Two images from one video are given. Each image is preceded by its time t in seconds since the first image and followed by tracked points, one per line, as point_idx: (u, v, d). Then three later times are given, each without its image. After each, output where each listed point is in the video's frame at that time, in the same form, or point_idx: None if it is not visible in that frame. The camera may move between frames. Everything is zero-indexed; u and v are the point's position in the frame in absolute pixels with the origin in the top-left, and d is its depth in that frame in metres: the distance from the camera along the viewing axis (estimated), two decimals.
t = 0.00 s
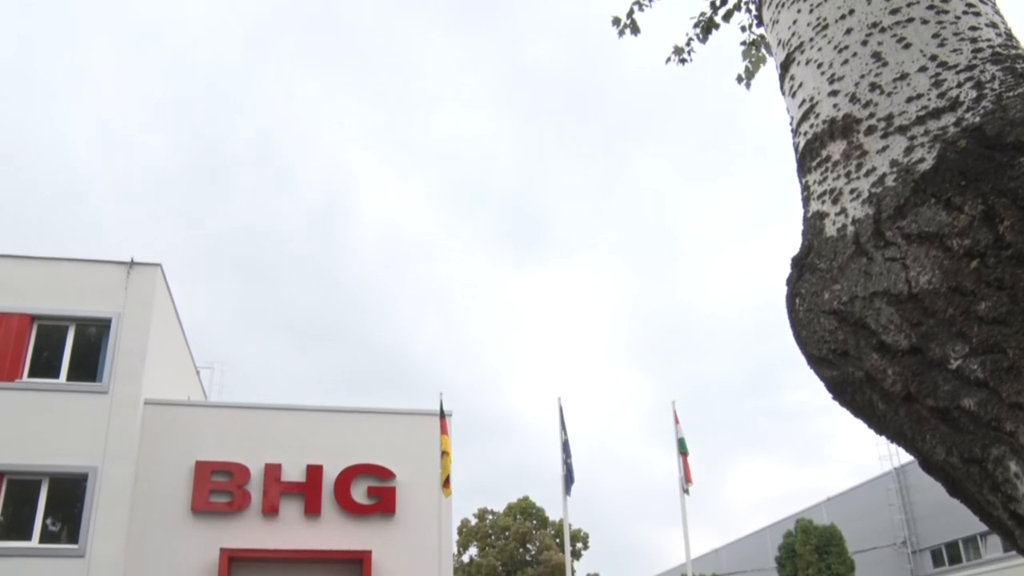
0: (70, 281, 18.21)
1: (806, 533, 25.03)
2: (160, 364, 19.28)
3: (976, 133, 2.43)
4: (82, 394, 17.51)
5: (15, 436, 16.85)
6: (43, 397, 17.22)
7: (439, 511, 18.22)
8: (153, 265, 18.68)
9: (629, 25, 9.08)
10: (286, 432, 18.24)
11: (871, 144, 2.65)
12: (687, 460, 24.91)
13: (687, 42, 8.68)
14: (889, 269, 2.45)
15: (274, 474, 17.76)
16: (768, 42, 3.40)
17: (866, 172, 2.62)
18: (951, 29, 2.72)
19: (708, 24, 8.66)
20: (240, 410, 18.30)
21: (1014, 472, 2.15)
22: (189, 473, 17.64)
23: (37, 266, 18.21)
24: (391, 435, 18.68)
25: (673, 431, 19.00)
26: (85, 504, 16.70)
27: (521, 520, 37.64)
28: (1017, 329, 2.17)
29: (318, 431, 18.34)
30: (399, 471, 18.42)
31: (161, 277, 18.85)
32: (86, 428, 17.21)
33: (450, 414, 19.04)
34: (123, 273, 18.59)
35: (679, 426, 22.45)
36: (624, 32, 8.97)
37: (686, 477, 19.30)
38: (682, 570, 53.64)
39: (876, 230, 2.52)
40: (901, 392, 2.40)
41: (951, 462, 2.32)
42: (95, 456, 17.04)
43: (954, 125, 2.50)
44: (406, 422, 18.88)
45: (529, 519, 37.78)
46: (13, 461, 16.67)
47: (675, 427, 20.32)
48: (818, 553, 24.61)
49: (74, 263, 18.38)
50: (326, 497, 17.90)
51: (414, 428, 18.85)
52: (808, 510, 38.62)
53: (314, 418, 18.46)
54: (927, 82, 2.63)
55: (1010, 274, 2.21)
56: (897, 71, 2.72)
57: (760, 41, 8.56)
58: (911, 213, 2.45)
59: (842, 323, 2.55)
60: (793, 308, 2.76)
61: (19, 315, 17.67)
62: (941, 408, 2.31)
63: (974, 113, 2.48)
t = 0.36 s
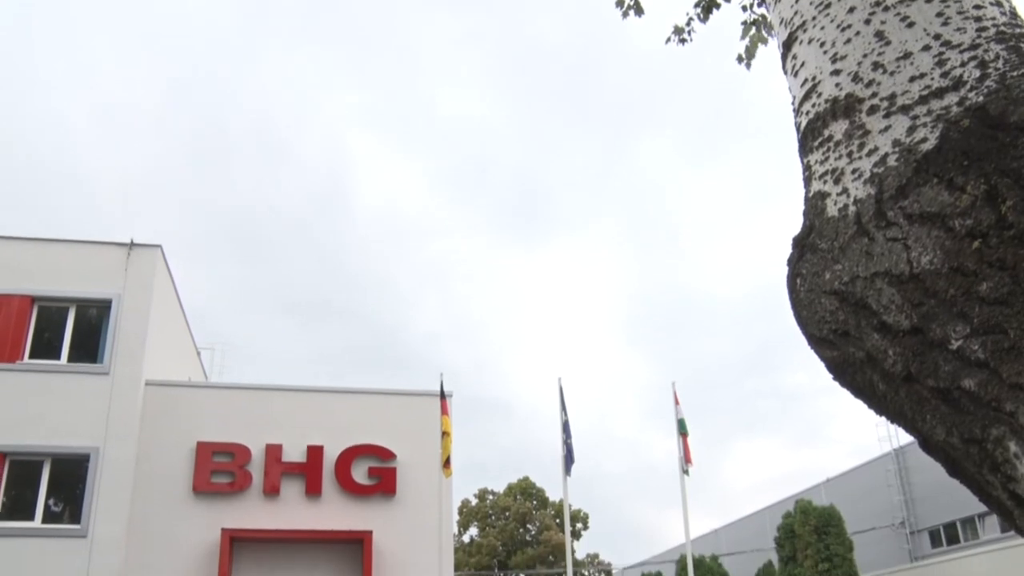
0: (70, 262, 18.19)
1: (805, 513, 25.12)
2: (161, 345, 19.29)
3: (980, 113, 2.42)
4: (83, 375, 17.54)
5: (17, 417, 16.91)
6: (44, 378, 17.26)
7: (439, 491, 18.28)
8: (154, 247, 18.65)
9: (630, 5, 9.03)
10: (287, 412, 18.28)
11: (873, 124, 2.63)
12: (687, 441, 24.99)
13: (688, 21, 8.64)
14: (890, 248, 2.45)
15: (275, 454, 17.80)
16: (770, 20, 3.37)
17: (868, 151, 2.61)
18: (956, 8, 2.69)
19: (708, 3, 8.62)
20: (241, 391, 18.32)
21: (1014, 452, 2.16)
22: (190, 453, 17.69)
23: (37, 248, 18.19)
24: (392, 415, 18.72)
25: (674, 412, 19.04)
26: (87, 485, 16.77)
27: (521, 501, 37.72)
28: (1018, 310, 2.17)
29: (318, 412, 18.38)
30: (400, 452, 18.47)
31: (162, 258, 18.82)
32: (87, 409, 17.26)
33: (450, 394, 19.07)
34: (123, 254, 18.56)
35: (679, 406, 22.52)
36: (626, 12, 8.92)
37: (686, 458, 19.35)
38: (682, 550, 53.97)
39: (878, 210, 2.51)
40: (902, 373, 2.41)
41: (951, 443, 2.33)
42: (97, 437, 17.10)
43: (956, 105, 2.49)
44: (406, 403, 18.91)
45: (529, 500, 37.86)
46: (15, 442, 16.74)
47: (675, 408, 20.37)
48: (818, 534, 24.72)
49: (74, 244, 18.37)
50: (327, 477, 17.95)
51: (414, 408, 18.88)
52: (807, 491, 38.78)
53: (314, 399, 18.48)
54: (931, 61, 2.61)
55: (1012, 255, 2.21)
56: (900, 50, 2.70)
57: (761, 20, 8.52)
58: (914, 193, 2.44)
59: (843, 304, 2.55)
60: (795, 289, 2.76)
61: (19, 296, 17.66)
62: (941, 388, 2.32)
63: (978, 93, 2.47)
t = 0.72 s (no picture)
0: (69, 243, 18.17)
1: (804, 494, 25.22)
2: (161, 325, 19.31)
3: (982, 92, 2.41)
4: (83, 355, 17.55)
5: (17, 397, 16.96)
6: (43, 359, 17.29)
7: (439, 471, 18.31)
8: (154, 227, 18.61)
9: None
10: (286, 393, 18.30)
11: (875, 103, 2.62)
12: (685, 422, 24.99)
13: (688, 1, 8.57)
14: (891, 228, 2.44)
15: (276, 434, 17.84)
16: None
17: (870, 131, 2.60)
18: None
19: None
20: (241, 371, 18.34)
21: (1014, 432, 2.17)
22: (191, 433, 17.74)
23: (37, 228, 18.16)
24: (391, 396, 18.73)
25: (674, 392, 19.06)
26: (89, 465, 16.84)
27: (521, 480, 37.92)
28: (1019, 290, 2.18)
29: (318, 392, 18.40)
30: (400, 432, 18.50)
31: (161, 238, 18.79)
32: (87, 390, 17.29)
33: (450, 373, 19.09)
34: (123, 235, 18.53)
35: (679, 387, 22.56)
36: None
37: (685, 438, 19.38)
38: (681, 529, 54.26)
39: (879, 188, 2.51)
40: (902, 352, 2.41)
41: (951, 422, 2.34)
42: (98, 417, 17.16)
43: (960, 84, 2.47)
44: (406, 383, 18.92)
45: (529, 479, 38.06)
46: (15, 422, 16.79)
47: (675, 387, 20.40)
48: (816, 514, 24.84)
49: (73, 225, 18.33)
50: (327, 457, 18.00)
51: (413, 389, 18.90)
52: (806, 471, 38.95)
53: (314, 379, 18.50)
54: (933, 39, 2.59)
55: (1014, 234, 2.22)
56: (903, 29, 2.67)
57: None
58: (915, 171, 2.43)
59: (844, 283, 2.55)
60: (795, 269, 2.75)
61: (18, 277, 17.65)
62: (941, 367, 2.32)
63: (981, 72, 2.45)
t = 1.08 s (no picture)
0: (68, 224, 18.14)
1: (802, 475, 25.28)
2: (161, 307, 19.31)
3: (985, 72, 2.40)
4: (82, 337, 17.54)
5: (17, 379, 17.00)
6: (43, 340, 17.30)
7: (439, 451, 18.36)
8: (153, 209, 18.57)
9: None
10: (286, 374, 18.32)
11: (877, 83, 2.60)
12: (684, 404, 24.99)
13: None
14: (893, 209, 2.45)
15: (276, 415, 17.86)
16: None
17: (872, 110, 2.59)
18: None
19: None
20: (241, 352, 18.34)
21: (1014, 413, 2.19)
22: (191, 414, 17.78)
23: (36, 210, 18.12)
24: (390, 377, 18.74)
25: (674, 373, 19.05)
26: (89, 446, 16.90)
27: (521, 461, 38.02)
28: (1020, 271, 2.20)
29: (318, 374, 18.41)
30: (400, 412, 18.52)
31: (161, 219, 18.75)
32: (87, 372, 17.32)
33: (450, 354, 19.08)
34: (123, 216, 18.48)
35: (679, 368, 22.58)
36: None
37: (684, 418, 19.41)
38: (679, 509, 54.45)
39: (880, 168, 2.51)
40: (903, 333, 2.43)
41: (950, 403, 2.37)
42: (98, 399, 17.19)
43: (962, 63, 2.45)
44: (405, 364, 18.92)
45: (529, 460, 38.16)
46: (16, 404, 16.84)
47: (675, 368, 20.39)
48: (815, 495, 24.92)
49: (72, 206, 18.29)
50: (327, 438, 18.05)
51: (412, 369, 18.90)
52: (805, 452, 39.05)
53: (313, 360, 18.50)
54: (936, 17, 2.56)
55: (1015, 216, 2.23)
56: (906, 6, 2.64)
57: None
58: (917, 152, 2.43)
59: (844, 264, 2.56)
60: (795, 249, 2.75)
61: (18, 259, 17.63)
62: (942, 348, 2.35)
63: (984, 51, 2.43)
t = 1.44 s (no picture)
0: (67, 204, 18.10)
1: (801, 455, 25.36)
2: (160, 287, 19.30)
3: (987, 50, 2.38)
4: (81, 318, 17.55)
5: (18, 359, 17.03)
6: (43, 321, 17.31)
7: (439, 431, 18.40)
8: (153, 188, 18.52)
9: None
10: (285, 354, 18.33)
11: (879, 62, 2.59)
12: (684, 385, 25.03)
13: None
14: (893, 188, 2.46)
15: (276, 395, 17.90)
16: None
17: (872, 90, 2.58)
18: None
19: None
20: (240, 332, 18.35)
21: (1012, 392, 2.21)
22: (191, 394, 17.82)
23: (35, 190, 18.07)
24: (390, 357, 18.75)
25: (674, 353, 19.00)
26: (90, 427, 16.95)
27: (520, 441, 38.17)
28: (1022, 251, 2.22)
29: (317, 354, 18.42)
30: (400, 392, 18.55)
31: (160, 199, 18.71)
32: (87, 352, 17.34)
33: (450, 335, 19.08)
34: (122, 195, 18.44)
35: (679, 349, 22.61)
36: None
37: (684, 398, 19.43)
38: (678, 490, 54.72)
39: (881, 148, 2.51)
40: (902, 313, 2.45)
41: (950, 382, 2.39)
42: (98, 379, 17.22)
43: (965, 42, 2.44)
44: (404, 344, 18.93)
45: (528, 440, 38.31)
46: (16, 384, 16.88)
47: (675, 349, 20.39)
48: (813, 475, 25.01)
49: (71, 185, 18.25)
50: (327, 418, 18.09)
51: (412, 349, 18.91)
52: (804, 433, 39.21)
53: (312, 340, 18.51)
54: None
55: (1015, 195, 2.24)
56: None
57: None
58: (918, 131, 2.43)
59: (845, 244, 2.57)
60: (796, 229, 2.75)
61: (17, 239, 17.60)
62: (941, 328, 2.37)
63: (987, 29, 2.41)
